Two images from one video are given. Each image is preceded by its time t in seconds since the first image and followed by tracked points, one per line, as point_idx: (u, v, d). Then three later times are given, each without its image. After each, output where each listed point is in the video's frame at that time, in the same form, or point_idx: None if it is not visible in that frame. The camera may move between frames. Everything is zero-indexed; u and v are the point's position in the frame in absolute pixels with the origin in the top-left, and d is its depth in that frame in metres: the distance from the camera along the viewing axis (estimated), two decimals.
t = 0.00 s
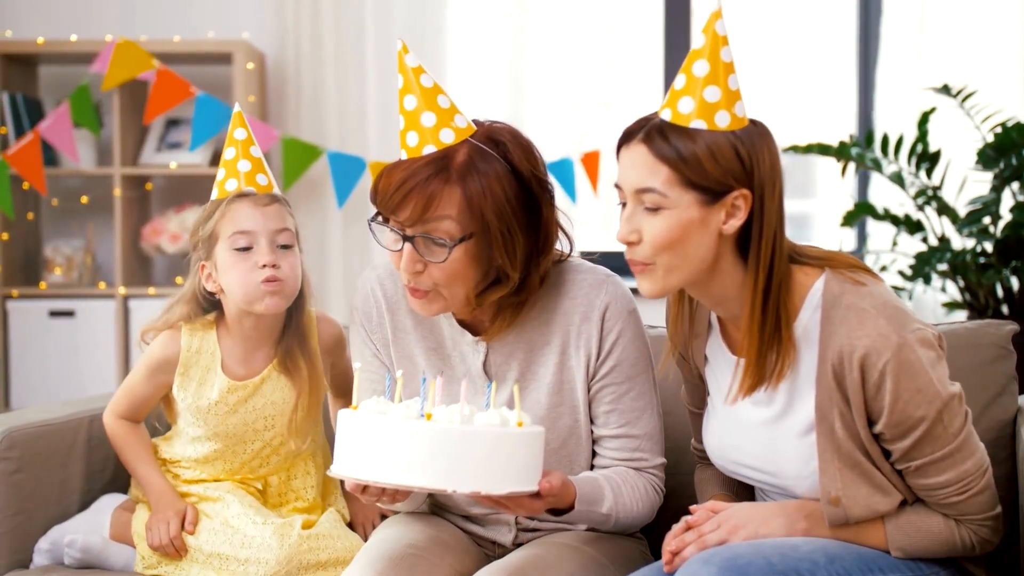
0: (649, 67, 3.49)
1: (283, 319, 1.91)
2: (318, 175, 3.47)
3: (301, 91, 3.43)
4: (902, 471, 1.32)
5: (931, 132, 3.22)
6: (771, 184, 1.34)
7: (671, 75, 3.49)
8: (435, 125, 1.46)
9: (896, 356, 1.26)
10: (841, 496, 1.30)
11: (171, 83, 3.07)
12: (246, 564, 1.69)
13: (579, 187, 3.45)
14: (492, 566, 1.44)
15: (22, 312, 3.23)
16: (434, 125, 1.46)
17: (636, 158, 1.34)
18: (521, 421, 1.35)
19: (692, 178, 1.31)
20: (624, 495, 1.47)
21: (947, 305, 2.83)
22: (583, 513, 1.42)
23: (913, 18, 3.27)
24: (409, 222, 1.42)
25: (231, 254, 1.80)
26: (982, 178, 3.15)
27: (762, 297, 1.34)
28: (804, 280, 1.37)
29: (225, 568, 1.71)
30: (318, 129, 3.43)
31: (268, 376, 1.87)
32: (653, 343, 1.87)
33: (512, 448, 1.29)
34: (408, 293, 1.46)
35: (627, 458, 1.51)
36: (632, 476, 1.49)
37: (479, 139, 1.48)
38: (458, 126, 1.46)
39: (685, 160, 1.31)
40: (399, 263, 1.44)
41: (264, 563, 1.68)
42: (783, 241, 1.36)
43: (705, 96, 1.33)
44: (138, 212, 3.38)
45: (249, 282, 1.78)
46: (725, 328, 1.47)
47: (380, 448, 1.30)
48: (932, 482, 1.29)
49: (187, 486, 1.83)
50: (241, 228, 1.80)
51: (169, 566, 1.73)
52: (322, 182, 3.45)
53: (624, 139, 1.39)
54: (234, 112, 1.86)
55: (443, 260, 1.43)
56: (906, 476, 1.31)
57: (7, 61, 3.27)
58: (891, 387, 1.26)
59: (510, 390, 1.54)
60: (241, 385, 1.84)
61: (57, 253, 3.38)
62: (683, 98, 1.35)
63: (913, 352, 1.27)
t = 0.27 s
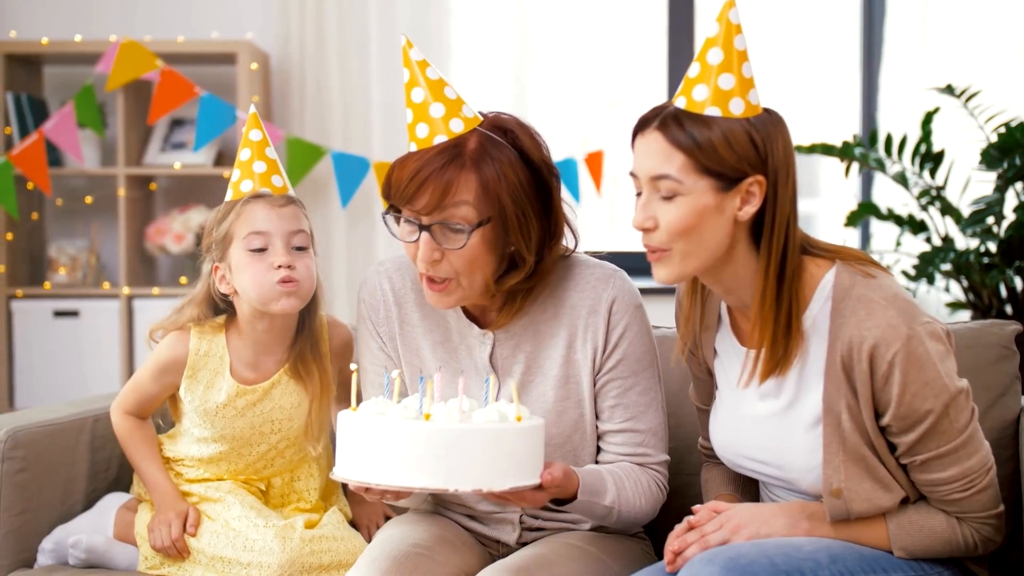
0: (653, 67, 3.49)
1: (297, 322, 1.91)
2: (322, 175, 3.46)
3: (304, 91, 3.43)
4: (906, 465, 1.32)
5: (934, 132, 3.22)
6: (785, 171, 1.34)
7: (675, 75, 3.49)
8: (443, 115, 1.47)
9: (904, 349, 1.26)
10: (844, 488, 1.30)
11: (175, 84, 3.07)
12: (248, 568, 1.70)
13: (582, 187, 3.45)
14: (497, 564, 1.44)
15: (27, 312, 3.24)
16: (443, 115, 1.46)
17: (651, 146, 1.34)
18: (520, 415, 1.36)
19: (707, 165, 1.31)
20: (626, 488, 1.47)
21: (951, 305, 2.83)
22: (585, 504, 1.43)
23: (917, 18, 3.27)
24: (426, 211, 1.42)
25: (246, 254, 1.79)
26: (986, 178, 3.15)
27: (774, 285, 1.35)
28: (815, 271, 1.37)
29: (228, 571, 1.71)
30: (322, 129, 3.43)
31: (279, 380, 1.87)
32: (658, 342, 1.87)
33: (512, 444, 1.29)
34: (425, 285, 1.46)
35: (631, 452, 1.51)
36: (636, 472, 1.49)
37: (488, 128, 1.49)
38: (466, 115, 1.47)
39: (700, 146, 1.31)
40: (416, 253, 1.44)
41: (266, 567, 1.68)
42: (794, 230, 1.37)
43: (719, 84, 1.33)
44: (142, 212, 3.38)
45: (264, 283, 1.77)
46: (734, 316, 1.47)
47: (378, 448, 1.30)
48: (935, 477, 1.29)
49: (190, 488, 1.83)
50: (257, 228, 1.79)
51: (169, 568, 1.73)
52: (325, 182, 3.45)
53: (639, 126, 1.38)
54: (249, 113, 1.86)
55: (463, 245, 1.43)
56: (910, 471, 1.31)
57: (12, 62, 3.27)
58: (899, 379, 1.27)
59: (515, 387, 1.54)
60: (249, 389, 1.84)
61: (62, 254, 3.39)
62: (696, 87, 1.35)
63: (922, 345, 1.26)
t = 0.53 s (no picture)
0: (656, 67, 3.49)
1: (302, 324, 1.90)
2: (326, 175, 3.47)
3: (308, 91, 3.43)
4: (913, 452, 1.33)
5: (938, 132, 3.22)
6: (808, 144, 1.34)
7: (678, 75, 3.49)
8: (460, 108, 1.48)
9: (924, 329, 1.28)
10: (847, 468, 1.30)
11: (180, 84, 3.08)
12: (252, 569, 1.70)
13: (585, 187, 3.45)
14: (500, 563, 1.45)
15: (30, 312, 3.24)
16: (457, 108, 1.48)
17: (675, 122, 1.35)
18: (518, 407, 1.36)
19: (730, 138, 1.31)
20: (627, 486, 1.47)
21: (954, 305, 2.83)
22: (586, 499, 1.42)
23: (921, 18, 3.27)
24: (441, 199, 1.44)
25: (256, 255, 1.78)
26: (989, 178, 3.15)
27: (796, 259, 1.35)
28: (835, 251, 1.37)
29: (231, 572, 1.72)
30: (325, 129, 3.43)
31: (285, 377, 1.86)
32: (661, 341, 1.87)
33: (512, 440, 1.30)
34: (435, 275, 1.47)
35: (633, 451, 1.51)
36: (636, 470, 1.49)
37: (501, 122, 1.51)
38: (480, 108, 1.50)
39: (723, 122, 1.32)
40: (429, 242, 1.45)
41: (270, 569, 1.68)
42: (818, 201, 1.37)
43: (740, 59, 1.34)
44: (145, 212, 3.38)
45: (273, 286, 1.77)
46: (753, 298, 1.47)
47: (377, 440, 1.30)
48: (941, 465, 1.30)
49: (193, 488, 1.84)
50: (267, 229, 1.79)
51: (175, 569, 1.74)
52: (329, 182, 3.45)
53: (661, 104, 1.39)
54: (263, 111, 1.86)
55: (475, 233, 1.44)
56: (916, 458, 1.32)
57: (17, 62, 3.28)
58: (917, 358, 1.28)
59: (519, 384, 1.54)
60: (256, 388, 1.84)
61: (65, 253, 3.39)
62: (717, 63, 1.36)
63: (940, 326, 1.28)
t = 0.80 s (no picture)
0: (659, 67, 3.49)
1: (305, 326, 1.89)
2: (329, 175, 3.48)
3: (311, 91, 3.44)
4: (926, 442, 1.33)
5: (940, 132, 3.23)
6: (837, 125, 1.36)
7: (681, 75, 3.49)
8: (478, 93, 1.50)
9: (946, 314, 1.29)
10: (855, 449, 1.32)
11: (183, 83, 3.08)
12: (254, 569, 1.69)
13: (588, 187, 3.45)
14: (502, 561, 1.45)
15: (33, 312, 3.25)
16: (465, 105, 1.48)
17: (703, 102, 1.37)
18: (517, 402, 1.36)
19: (757, 119, 1.34)
20: (626, 483, 1.46)
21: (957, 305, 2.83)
22: (584, 496, 1.42)
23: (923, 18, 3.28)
24: (442, 192, 1.45)
25: (257, 258, 1.78)
26: (992, 178, 3.15)
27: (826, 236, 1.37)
28: (861, 239, 1.39)
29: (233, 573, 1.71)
30: (329, 129, 3.44)
31: (287, 378, 1.86)
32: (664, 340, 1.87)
33: (510, 435, 1.30)
34: (434, 270, 1.48)
35: (634, 450, 1.51)
36: (637, 468, 1.49)
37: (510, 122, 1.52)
38: (488, 107, 1.50)
39: (750, 103, 1.34)
40: (429, 236, 1.46)
41: (272, 568, 1.67)
42: (850, 181, 1.39)
43: (766, 41, 1.35)
44: (148, 212, 3.38)
45: (276, 291, 1.77)
46: (772, 283, 1.49)
47: (379, 432, 1.30)
48: (952, 456, 1.30)
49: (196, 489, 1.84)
50: (268, 231, 1.78)
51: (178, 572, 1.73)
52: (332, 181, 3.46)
53: (690, 86, 1.41)
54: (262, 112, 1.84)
55: (472, 229, 1.45)
56: (928, 448, 1.33)
57: (20, 62, 3.28)
58: (938, 344, 1.28)
59: (522, 383, 1.54)
60: (263, 390, 1.82)
61: (68, 253, 3.39)
62: (744, 44, 1.37)
63: (962, 316, 1.29)
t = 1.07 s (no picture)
0: (661, 67, 3.50)
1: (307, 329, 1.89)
2: (332, 175, 3.48)
3: (314, 92, 3.44)
4: (933, 447, 1.33)
5: (943, 132, 3.23)
6: (850, 131, 1.36)
7: (683, 75, 3.50)
8: (484, 94, 1.52)
9: (953, 319, 1.29)
10: (864, 451, 1.32)
11: (185, 83, 3.08)
12: (256, 570, 1.69)
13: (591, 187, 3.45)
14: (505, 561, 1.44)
15: (36, 312, 3.25)
16: (470, 108, 1.50)
17: (714, 102, 1.38)
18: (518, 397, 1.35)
19: (766, 121, 1.34)
20: (628, 486, 1.46)
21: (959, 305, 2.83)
22: (584, 496, 1.42)
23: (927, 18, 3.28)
24: (444, 195, 1.45)
25: (258, 264, 1.77)
26: (995, 178, 3.15)
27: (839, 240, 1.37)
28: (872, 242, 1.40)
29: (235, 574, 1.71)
30: (332, 129, 3.44)
31: (291, 382, 1.86)
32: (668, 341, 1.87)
33: (512, 428, 1.30)
34: (438, 273, 1.48)
35: (636, 453, 1.51)
36: (639, 471, 1.49)
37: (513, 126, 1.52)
38: (493, 111, 1.52)
39: (761, 105, 1.35)
40: (431, 238, 1.46)
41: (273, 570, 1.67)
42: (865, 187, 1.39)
43: (781, 45, 1.37)
44: (152, 212, 3.39)
45: (277, 295, 1.76)
46: (781, 285, 1.49)
47: (383, 422, 1.30)
48: (960, 460, 1.30)
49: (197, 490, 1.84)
50: (268, 237, 1.78)
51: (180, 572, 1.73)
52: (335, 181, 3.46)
53: (702, 86, 1.42)
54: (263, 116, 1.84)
55: (474, 230, 1.45)
56: (935, 453, 1.33)
57: (23, 62, 3.28)
58: (945, 348, 1.29)
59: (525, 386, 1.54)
60: (266, 395, 1.82)
61: (72, 253, 3.41)
62: (760, 46, 1.39)
63: (968, 319, 1.30)
